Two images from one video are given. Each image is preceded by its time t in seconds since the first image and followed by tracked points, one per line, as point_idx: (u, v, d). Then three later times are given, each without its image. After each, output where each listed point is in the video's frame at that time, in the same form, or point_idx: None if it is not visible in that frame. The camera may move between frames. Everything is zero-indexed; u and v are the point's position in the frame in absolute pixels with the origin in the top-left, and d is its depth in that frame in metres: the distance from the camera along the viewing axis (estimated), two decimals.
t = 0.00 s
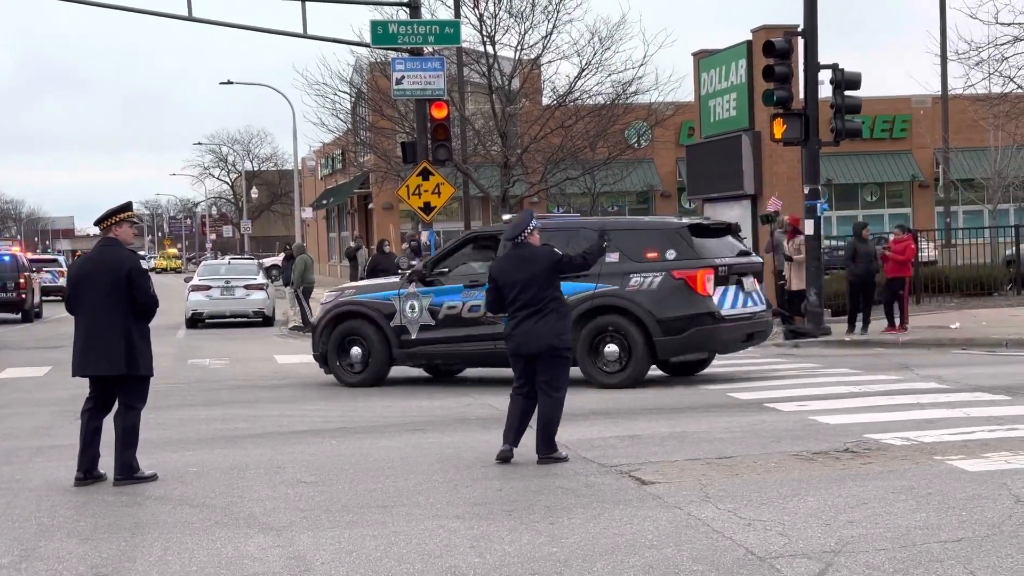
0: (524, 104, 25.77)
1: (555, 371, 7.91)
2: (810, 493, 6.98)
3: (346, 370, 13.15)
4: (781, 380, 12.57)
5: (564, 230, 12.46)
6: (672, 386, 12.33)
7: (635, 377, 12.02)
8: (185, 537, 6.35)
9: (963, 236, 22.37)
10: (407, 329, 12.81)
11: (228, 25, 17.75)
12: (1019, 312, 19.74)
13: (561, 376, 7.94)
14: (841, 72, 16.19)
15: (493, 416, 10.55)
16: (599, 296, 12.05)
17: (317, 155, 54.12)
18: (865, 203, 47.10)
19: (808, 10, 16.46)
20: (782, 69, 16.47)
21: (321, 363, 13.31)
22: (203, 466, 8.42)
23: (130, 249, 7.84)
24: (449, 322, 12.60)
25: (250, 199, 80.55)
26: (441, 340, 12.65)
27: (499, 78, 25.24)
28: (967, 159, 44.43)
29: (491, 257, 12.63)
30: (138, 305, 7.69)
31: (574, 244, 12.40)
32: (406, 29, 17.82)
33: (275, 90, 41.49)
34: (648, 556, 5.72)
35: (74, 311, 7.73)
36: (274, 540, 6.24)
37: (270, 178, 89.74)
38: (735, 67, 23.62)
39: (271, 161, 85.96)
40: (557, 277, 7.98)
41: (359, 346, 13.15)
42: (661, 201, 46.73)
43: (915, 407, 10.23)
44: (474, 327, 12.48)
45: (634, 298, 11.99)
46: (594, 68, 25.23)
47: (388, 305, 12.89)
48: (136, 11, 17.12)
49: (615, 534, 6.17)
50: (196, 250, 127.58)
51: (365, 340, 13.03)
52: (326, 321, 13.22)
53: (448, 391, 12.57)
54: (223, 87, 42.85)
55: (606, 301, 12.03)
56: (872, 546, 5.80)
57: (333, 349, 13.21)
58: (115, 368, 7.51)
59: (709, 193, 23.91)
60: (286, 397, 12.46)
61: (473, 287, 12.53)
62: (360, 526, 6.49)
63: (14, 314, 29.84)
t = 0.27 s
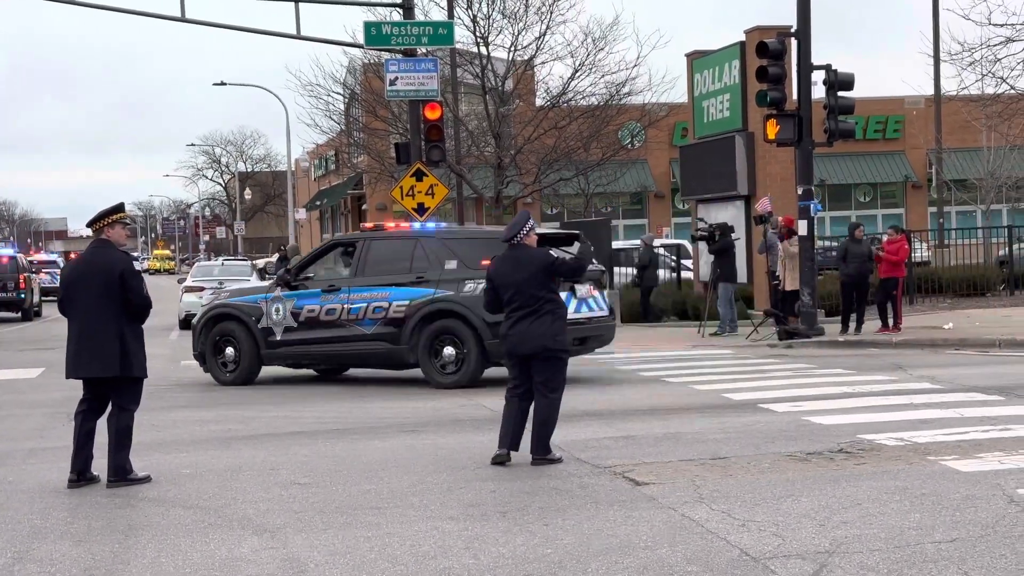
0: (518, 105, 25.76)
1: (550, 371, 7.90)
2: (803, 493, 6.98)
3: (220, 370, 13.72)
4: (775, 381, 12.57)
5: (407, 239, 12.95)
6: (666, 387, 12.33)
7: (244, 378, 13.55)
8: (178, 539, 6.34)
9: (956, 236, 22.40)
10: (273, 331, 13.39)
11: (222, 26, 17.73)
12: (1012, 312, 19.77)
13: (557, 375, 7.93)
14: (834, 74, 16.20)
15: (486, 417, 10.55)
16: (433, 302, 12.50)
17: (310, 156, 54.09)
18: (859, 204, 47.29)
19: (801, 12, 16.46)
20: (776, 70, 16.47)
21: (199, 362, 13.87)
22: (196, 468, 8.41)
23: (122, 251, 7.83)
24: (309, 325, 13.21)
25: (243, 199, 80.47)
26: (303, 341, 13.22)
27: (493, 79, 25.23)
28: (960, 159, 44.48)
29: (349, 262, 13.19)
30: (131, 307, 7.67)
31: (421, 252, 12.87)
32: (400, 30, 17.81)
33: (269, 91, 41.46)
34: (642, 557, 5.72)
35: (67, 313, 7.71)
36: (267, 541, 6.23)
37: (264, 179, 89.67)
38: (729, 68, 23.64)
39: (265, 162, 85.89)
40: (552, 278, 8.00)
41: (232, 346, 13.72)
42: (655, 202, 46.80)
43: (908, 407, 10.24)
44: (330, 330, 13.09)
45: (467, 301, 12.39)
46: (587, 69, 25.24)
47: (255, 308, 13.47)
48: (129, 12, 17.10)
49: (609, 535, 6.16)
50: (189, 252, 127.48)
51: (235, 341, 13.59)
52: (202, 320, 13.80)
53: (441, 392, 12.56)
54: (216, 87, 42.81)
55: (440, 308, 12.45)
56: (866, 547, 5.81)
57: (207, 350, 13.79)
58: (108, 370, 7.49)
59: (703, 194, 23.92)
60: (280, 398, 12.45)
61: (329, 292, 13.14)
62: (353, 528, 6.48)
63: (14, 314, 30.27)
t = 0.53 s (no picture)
0: (509, 106, 25.76)
1: (531, 369, 7.90)
2: (793, 494, 6.98)
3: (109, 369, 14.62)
4: (764, 381, 12.58)
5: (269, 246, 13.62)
6: (656, 387, 12.34)
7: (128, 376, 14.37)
8: (168, 540, 6.32)
9: (946, 236, 22.45)
10: (151, 333, 14.22)
11: (212, 27, 17.70)
12: (1001, 312, 19.81)
13: (539, 375, 7.92)
14: (824, 74, 16.22)
15: (476, 417, 10.54)
16: (284, 307, 13.20)
17: (300, 156, 54.07)
18: (848, 204, 47.33)
19: (791, 12, 16.49)
20: (766, 70, 16.49)
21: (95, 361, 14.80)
22: (186, 469, 8.39)
23: (112, 251, 7.82)
24: (181, 328, 14.01)
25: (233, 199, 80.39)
26: (173, 343, 14.04)
27: (483, 79, 25.22)
28: (949, 159, 44.58)
29: (218, 267, 13.95)
30: (121, 308, 7.66)
31: (277, 259, 13.53)
32: (390, 30, 17.81)
33: (259, 91, 41.40)
34: (633, 558, 5.71)
35: (57, 314, 7.69)
36: (257, 542, 6.22)
37: (254, 180, 89.58)
38: (720, 68, 23.65)
39: (255, 162, 85.80)
40: (538, 278, 8.03)
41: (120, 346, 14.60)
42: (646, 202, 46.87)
43: (898, 407, 10.26)
44: (199, 332, 13.88)
45: (310, 306, 13.01)
46: (577, 69, 25.24)
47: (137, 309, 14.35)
48: (119, 12, 17.07)
49: (600, 535, 6.16)
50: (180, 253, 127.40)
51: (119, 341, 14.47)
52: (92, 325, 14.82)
53: (432, 393, 12.55)
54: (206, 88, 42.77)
55: (287, 312, 13.16)
56: (855, 547, 5.81)
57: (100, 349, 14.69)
58: (98, 370, 7.46)
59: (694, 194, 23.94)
60: (270, 399, 12.43)
61: (198, 297, 13.91)
62: (343, 528, 6.46)
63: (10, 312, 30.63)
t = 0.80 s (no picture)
0: (498, 105, 25.76)
1: (501, 373, 7.94)
2: (783, 493, 6.99)
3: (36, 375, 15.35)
4: (753, 381, 12.59)
5: (153, 249, 14.12)
6: (646, 387, 12.34)
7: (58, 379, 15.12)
8: (157, 541, 6.31)
9: (935, 236, 22.50)
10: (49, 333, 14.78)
11: (201, 26, 17.66)
12: (991, 311, 19.86)
13: (509, 378, 7.97)
14: (814, 74, 16.24)
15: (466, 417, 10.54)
16: (160, 308, 13.66)
17: (290, 156, 54.04)
18: (838, 204, 47.28)
19: (781, 12, 16.51)
20: (756, 70, 16.51)
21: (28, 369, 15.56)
22: (175, 469, 8.38)
23: (101, 252, 7.80)
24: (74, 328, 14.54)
25: (223, 198, 80.31)
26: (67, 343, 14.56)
27: (473, 79, 25.21)
28: (938, 159, 44.53)
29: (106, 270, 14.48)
30: (110, 308, 7.64)
31: (158, 262, 14.00)
32: (379, 29, 17.79)
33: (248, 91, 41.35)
34: (623, 558, 5.71)
35: (46, 314, 7.68)
36: (246, 543, 6.22)
37: (245, 179, 89.47)
38: (709, 68, 23.66)
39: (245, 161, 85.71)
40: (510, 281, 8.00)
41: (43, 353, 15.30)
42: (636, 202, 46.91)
43: (887, 407, 10.28)
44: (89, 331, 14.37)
45: (185, 307, 13.47)
46: (567, 69, 25.25)
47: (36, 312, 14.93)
48: (108, 12, 17.03)
49: (590, 535, 6.16)
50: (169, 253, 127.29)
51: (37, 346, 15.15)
52: (4, 323, 16.49)
53: (421, 392, 12.54)
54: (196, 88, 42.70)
55: (163, 313, 13.60)
56: (845, 546, 5.82)
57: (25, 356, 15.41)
58: (87, 371, 7.45)
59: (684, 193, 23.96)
60: (259, 399, 12.42)
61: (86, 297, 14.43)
62: (332, 529, 6.46)
63: None
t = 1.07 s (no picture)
0: (489, 105, 25.76)
1: (470, 368, 7.92)
2: (773, 492, 6.99)
3: None
4: (744, 380, 12.59)
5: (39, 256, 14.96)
6: (636, 386, 12.34)
7: None
8: (146, 541, 6.30)
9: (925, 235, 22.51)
10: None
11: (191, 25, 17.63)
12: (981, 310, 19.89)
13: (478, 373, 7.94)
14: (804, 72, 16.25)
15: (457, 416, 10.53)
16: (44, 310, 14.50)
17: (280, 156, 53.98)
18: (828, 203, 47.49)
19: (770, 11, 16.52)
20: (745, 69, 16.50)
21: None
22: (165, 469, 8.36)
23: (91, 251, 7.78)
24: None
25: (213, 198, 80.22)
26: None
27: (463, 78, 25.19)
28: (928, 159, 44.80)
29: None
30: (100, 309, 7.62)
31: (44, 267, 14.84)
32: (370, 28, 17.77)
33: (238, 90, 41.30)
34: (614, 556, 5.71)
35: (35, 314, 7.66)
36: (237, 542, 6.21)
37: (235, 178, 89.36)
38: (699, 67, 23.65)
39: (236, 161, 85.62)
40: (477, 277, 8.04)
41: None
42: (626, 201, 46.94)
43: (877, 405, 10.28)
44: None
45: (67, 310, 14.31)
46: (558, 68, 25.25)
47: None
48: (97, 11, 16.99)
49: (581, 534, 6.16)
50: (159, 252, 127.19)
51: None
52: None
53: (412, 392, 12.53)
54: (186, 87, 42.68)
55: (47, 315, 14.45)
56: (835, 544, 5.82)
57: None
58: (77, 371, 7.42)
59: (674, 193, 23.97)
60: (249, 398, 12.40)
61: None
62: (323, 528, 6.45)
63: None
